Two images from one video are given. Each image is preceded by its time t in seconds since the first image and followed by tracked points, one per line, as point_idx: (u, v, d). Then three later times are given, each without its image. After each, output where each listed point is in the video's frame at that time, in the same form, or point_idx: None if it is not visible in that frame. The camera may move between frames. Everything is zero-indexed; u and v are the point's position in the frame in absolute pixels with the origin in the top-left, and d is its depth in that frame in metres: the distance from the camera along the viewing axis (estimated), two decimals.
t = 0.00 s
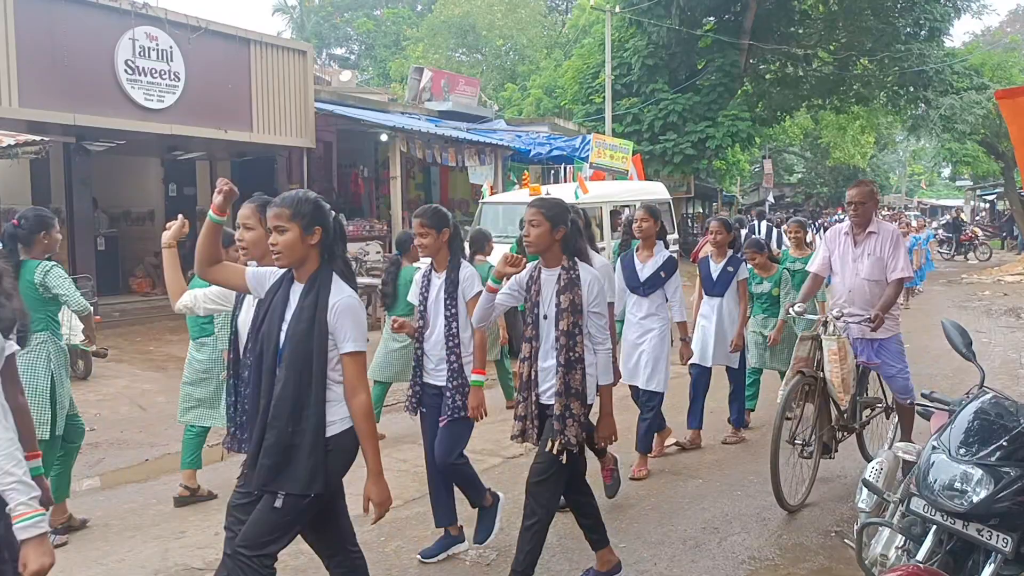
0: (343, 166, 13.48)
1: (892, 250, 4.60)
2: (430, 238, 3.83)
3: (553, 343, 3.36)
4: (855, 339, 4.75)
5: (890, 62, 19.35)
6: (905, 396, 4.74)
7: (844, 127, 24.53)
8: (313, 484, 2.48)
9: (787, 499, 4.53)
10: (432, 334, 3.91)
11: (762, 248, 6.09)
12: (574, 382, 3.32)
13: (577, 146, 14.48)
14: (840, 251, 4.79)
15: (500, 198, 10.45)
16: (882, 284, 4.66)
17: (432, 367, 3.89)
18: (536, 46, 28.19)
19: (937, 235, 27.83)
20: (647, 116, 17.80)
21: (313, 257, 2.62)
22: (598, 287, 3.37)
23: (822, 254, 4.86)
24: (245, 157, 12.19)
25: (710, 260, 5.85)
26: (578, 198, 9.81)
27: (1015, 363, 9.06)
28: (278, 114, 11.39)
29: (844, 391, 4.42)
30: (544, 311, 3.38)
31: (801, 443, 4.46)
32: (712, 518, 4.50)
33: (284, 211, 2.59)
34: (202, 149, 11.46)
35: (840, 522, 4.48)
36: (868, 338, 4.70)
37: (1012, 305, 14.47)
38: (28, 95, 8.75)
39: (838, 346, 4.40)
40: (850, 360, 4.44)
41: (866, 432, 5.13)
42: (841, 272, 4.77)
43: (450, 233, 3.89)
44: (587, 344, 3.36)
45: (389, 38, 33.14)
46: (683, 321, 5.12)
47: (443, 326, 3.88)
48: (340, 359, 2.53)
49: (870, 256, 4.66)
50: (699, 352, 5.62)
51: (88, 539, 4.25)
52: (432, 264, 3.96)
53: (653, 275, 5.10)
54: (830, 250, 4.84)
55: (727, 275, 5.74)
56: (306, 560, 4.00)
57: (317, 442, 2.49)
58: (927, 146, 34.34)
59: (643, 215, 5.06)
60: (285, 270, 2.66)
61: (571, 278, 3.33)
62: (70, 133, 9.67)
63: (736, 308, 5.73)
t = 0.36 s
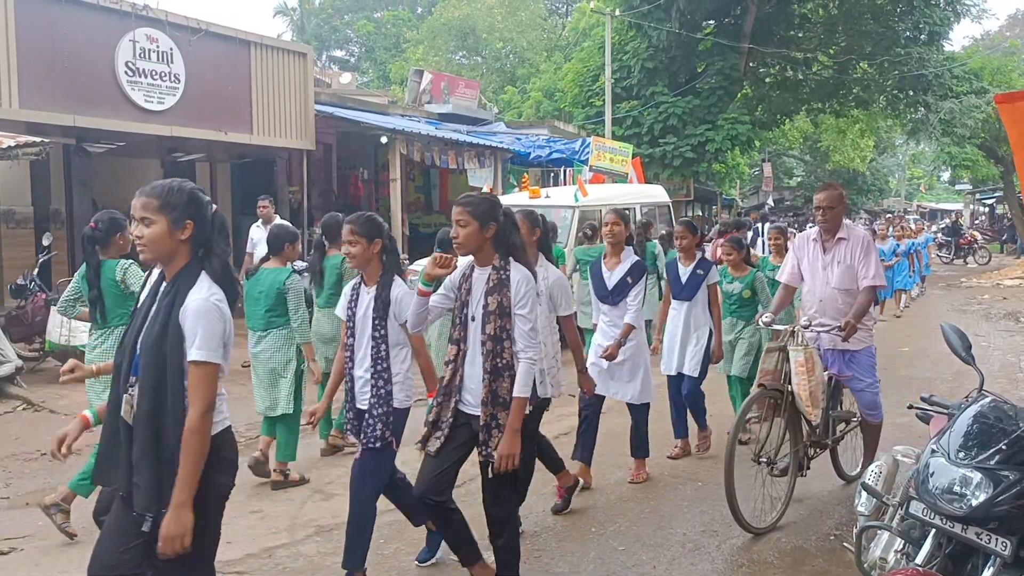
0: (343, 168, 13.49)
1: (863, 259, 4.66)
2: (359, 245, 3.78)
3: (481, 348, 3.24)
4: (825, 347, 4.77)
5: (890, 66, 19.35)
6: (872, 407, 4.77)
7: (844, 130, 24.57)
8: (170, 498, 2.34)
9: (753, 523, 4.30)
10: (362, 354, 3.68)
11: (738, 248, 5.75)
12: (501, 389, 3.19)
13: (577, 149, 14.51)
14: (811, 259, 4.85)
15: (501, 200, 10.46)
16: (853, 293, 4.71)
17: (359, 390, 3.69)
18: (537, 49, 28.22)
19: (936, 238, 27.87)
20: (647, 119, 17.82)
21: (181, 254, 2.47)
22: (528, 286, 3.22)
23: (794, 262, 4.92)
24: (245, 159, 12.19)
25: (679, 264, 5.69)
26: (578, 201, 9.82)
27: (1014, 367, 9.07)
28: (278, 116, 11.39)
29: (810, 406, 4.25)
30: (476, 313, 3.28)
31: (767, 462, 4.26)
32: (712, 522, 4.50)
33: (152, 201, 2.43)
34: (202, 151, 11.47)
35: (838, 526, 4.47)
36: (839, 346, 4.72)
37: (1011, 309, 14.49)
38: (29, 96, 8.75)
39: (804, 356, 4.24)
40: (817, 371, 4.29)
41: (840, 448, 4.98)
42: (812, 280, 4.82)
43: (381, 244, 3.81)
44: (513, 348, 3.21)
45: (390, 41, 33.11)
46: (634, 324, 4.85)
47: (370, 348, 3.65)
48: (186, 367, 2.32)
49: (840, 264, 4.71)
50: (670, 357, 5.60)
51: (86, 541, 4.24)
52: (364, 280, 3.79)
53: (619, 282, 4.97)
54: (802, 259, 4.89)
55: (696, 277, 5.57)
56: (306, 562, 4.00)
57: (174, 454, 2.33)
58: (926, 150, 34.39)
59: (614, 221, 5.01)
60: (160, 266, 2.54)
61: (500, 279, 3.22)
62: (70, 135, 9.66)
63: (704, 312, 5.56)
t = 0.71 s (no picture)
0: (346, 170, 13.50)
1: (836, 262, 4.16)
2: (279, 244, 3.17)
3: (383, 367, 2.85)
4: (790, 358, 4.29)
5: (893, 68, 19.32)
6: (844, 424, 4.24)
7: (847, 133, 24.56)
8: None
9: (710, 543, 4.07)
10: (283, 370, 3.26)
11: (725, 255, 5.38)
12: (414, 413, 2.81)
13: (580, 151, 14.54)
14: (783, 263, 4.36)
15: (503, 202, 10.46)
16: (826, 301, 4.21)
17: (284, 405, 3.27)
18: (539, 51, 28.26)
19: (938, 240, 27.88)
20: (649, 122, 17.82)
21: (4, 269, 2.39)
22: (431, 299, 2.83)
23: (766, 267, 4.45)
24: (247, 162, 12.21)
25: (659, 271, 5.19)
26: (580, 203, 9.83)
27: (1017, 370, 9.05)
28: (280, 118, 11.40)
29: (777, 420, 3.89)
30: (378, 330, 2.87)
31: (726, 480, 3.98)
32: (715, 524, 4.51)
33: None
34: (205, 153, 11.49)
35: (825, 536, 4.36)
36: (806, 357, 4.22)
37: (1014, 312, 14.49)
38: (32, 99, 8.77)
39: (767, 368, 3.87)
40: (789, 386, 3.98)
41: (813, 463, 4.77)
42: (783, 286, 4.34)
43: (303, 241, 3.23)
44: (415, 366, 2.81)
45: (393, 43, 33.06)
46: (610, 334, 4.59)
47: (287, 355, 3.15)
48: None
49: (812, 269, 4.22)
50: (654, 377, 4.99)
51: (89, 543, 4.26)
52: (286, 282, 3.23)
53: (578, 284, 4.61)
54: (774, 263, 4.41)
55: (679, 287, 5.06)
56: (309, 564, 4.01)
57: None
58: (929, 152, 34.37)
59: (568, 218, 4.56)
60: None
61: (400, 292, 2.83)
62: (73, 137, 9.68)
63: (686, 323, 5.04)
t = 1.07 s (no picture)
0: (344, 170, 13.48)
1: (807, 263, 3.87)
2: (179, 238, 2.88)
3: (291, 371, 2.69)
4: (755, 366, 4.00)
5: (891, 68, 19.32)
6: (822, 436, 3.98)
7: (845, 133, 24.56)
8: None
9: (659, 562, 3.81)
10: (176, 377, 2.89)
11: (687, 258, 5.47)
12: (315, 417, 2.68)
13: (578, 151, 14.57)
14: (750, 262, 4.05)
15: (502, 203, 10.45)
16: (794, 305, 3.91)
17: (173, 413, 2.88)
18: (538, 51, 28.24)
19: (937, 240, 27.90)
20: (648, 121, 17.81)
21: None
22: (348, 299, 2.70)
23: (732, 265, 4.13)
24: (245, 162, 12.19)
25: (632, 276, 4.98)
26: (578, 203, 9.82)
27: (1015, 369, 9.06)
28: (278, 118, 11.38)
29: (736, 434, 3.68)
30: (289, 328, 2.72)
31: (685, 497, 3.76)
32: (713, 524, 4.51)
33: None
34: (202, 153, 11.47)
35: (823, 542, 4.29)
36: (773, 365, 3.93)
37: (1013, 311, 14.49)
38: (30, 99, 8.76)
39: (729, 378, 3.65)
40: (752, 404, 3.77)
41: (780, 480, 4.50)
42: (749, 286, 4.03)
43: (208, 238, 2.93)
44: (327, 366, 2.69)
45: (391, 43, 33.05)
46: (574, 347, 4.31)
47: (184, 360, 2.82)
48: None
49: (781, 270, 3.92)
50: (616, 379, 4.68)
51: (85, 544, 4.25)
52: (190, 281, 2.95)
53: (539, 291, 4.29)
54: (740, 261, 4.10)
55: (650, 290, 4.85)
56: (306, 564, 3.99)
57: None
58: (927, 151, 34.40)
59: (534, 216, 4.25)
60: None
61: (317, 288, 2.69)
62: (70, 137, 9.66)
63: (663, 325, 4.85)
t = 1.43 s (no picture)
0: (341, 169, 13.45)
1: (769, 267, 3.79)
2: (57, 254, 2.78)
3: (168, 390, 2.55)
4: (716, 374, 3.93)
5: (888, 66, 19.32)
6: (781, 447, 3.89)
7: (843, 131, 24.57)
8: None
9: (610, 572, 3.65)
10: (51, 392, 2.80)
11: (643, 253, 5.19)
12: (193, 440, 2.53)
13: (575, 149, 14.59)
14: (711, 265, 3.96)
15: (499, 201, 10.42)
16: (757, 310, 3.84)
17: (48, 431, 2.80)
18: (534, 49, 28.17)
19: (934, 238, 27.91)
20: (646, 119, 17.78)
21: None
22: (225, 310, 2.56)
23: (691, 268, 4.04)
24: (242, 160, 12.17)
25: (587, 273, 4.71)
26: (576, 201, 9.81)
27: (1012, 367, 9.07)
28: (275, 116, 11.36)
29: (695, 448, 3.48)
30: (163, 340, 2.57)
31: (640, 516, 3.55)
32: (711, 522, 4.51)
33: None
34: (199, 152, 11.45)
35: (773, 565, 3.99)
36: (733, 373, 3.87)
37: (1011, 309, 14.49)
38: (26, 97, 8.73)
39: (687, 389, 3.45)
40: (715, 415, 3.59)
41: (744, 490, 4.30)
42: (710, 291, 3.95)
43: (92, 245, 2.83)
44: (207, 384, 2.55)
45: (388, 41, 32.99)
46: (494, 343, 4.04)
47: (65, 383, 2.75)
48: None
49: (742, 274, 3.83)
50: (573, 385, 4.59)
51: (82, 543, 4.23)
52: (75, 293, 2.84)
53: (481, 295, 4.18)
54: (700, 264, 4.01)
55: (606, 288, 4.59)
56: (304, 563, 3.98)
57: None
58: (924, 149, 34.42)
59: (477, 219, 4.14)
60: None
61: (191, 297, 2.55)
62: (67, 135, 9.63)
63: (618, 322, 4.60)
